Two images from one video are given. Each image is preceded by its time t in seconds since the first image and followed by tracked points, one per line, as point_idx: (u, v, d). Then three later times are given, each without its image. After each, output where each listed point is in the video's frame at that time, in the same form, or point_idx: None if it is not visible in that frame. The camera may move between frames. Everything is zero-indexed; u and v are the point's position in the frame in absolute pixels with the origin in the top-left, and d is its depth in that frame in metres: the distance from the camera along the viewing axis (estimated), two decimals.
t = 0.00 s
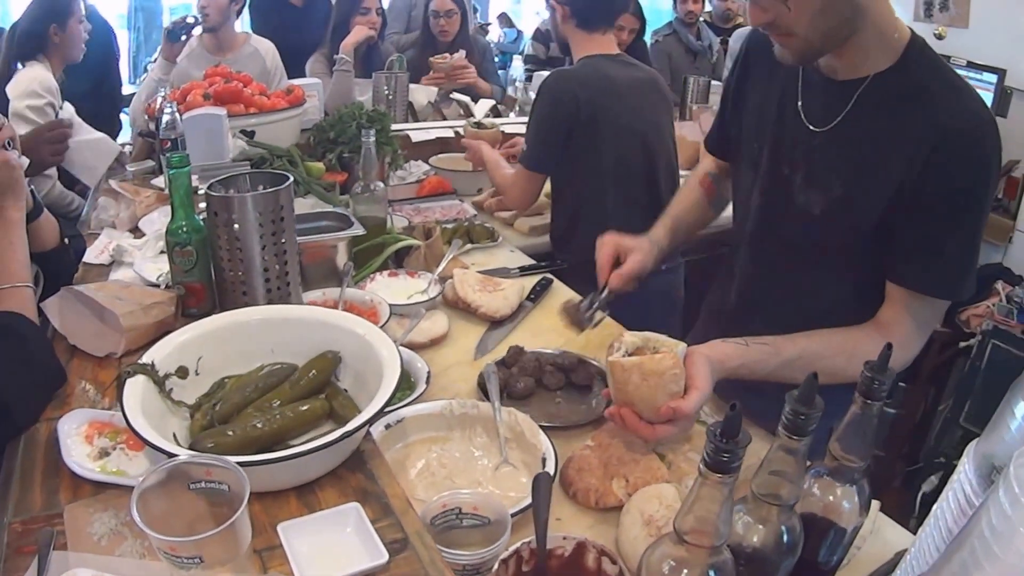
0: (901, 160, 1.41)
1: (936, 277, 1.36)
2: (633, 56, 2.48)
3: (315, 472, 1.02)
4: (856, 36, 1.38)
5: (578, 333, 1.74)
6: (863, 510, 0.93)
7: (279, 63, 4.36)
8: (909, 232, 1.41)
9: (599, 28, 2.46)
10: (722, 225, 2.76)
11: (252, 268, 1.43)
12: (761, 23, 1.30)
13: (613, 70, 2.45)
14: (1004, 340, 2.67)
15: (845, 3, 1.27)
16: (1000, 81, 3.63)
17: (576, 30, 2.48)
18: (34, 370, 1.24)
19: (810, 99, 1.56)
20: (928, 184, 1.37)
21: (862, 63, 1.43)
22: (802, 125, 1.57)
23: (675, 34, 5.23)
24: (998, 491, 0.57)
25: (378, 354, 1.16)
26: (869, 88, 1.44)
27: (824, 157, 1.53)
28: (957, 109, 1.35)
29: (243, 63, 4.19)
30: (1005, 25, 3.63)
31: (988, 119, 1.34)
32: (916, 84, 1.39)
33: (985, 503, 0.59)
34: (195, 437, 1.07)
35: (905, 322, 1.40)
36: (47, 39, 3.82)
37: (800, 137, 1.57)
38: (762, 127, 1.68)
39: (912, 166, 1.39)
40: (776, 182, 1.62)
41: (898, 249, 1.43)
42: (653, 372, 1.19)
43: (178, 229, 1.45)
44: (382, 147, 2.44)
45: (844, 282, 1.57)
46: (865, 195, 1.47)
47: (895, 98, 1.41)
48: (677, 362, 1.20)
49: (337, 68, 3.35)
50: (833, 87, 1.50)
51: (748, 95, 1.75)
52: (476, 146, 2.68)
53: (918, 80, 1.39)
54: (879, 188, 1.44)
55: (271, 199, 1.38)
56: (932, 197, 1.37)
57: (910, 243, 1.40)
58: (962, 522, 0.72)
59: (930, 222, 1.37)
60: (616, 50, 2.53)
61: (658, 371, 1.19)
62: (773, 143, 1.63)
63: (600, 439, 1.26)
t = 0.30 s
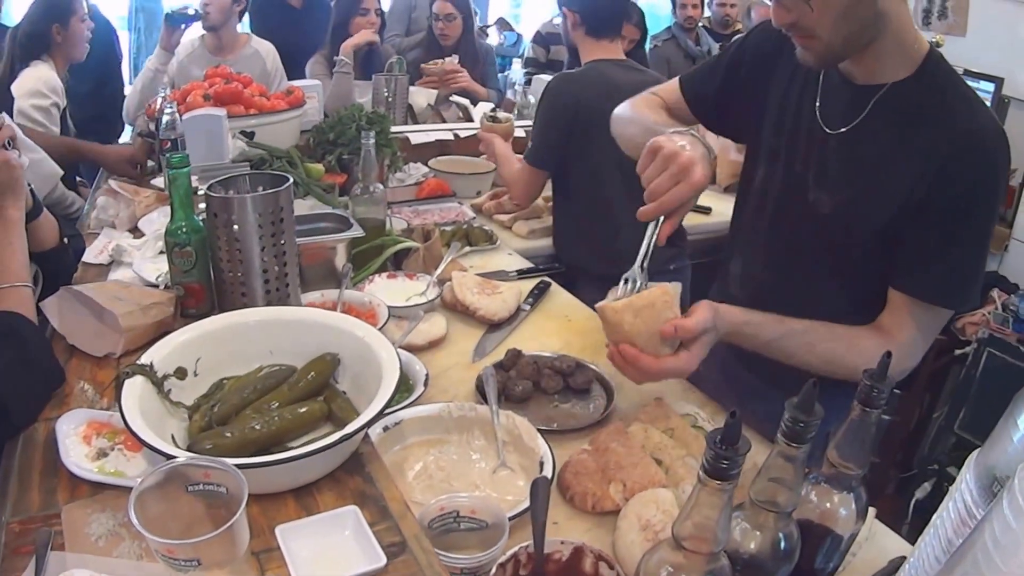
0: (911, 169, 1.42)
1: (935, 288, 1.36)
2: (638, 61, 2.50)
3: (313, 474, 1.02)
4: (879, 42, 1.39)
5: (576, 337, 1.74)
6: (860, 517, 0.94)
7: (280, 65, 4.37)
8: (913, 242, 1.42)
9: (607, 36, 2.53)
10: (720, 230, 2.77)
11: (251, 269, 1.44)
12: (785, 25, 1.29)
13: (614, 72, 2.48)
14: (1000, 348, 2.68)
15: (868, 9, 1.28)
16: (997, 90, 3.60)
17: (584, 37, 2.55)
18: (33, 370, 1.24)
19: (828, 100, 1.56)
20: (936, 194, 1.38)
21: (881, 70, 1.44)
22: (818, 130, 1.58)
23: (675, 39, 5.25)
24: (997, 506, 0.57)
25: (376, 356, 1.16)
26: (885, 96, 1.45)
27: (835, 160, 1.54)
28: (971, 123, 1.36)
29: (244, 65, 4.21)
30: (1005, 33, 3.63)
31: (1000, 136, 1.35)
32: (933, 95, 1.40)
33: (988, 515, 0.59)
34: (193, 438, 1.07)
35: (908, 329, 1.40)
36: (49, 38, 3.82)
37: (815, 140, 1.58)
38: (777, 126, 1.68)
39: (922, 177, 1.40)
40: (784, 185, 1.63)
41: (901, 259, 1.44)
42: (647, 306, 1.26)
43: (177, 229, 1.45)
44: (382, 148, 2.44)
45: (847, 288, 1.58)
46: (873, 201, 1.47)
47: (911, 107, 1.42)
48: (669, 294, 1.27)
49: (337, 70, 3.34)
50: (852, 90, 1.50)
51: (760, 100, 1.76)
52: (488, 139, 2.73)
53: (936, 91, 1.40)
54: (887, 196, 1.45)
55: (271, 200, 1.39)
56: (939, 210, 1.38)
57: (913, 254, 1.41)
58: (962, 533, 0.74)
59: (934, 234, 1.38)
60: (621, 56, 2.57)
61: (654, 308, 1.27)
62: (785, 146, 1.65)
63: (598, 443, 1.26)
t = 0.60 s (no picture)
0: (909, 182, 1.40)
1: (926, 305, 1.33)
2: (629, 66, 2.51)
3: (311, 477, 1.02)
4: (876, 52, 1.37)
5: (574, 341, 1.74)
6: (857, 523, 0.95)
7: (281, 66, 4.37)
8: (909, 257, 1.39)
9: (599, 41, 2.53)
10: (720, 235, 2.78)
11: (251, 270, 1.44)
12: (780, 29, 1.29)
13: (600, 75, 2.49)
14: (997, 355, 2.69)
15: (866, 13, 1.26)
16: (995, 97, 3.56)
17: (577, 44, 2.55)
18: (33, 369, 1.24)
19: (828, 109, 1.56)
20: (930, 205, 1.37)
21: (880, 81, 1.43)
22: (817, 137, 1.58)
23: (674, 44, 5.28)
24: (997, 517, 0.57)
25: (376, 360, 1.16)
26: (885, 107, 1.44)
27: (835, 167, 1.54)
28: (969, 137, 1.33)
29: (246, 66, 4.22)
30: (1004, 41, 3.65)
31: (999, 151, 1.31)
32: (934, 105, 1.38)
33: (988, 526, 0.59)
34: (192, 440, 1.07)
35: (904, 349, 1.37)
36: (52, 38, 3.81)
37: (816, 149, 1.58)
38: (782, 131, 1.68)
39: (919, 190, 1.38)
40: (785, 191, 1.63)
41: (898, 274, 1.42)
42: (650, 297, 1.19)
43: (178, 229, 1.45)
44: (382, 150, 2.45)
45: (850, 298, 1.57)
46: (874, 211, 1.47)
47: (911, 119, 1.41)
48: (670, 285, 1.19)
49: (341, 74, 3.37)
50: (852, 98, 1.50)
51: (766, 105, 1.76)
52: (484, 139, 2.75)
53: (936, 104, 1.38)
54: (886, 208, 1.44)
55: (272, 201, 1.38)
56: (935, 224, 1.35)
57: (911, 266, 1.38)
58: (962, 543, 0.74)
59: (929, 249, 1.35)
60: (612, 60, 2.58)
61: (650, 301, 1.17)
62: (786, 154, 1.65)
63: (596, 447, 1.26)
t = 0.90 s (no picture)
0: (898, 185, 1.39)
1: (923, 307, 1.32)
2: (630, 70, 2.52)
3: (310, 479, 1.02)
4: (856, 54, 1.39)
5: (574, 345, 1.74)
6: (856, 530, 0.95)
7: (282, 67, 4.38)
8: (902, 260, 1.38)
9: (600, 46, 2.53)
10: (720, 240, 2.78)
11: (252, 271, 1.44)
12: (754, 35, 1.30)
13: (602, 79, 2.51)
14: (995, 361, 2.69)
15: (835, 18, 1.26)
16: (995, 104, 3.64)
17: (579, 49, 2.56)
18: (33, 368, 1.24)
19: (815, 117, 1.57)
20: (919, 209, 1.35)
21: (866, 81, 1.43)
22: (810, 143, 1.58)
23: (676, 48, 5.26)
24: (995, 528, 0.57)
25: (375, 363, 1.16)
26: (872, 109, 1.44)
27: (825, 172, 1.53)
28: (956, 135, 1.33)
29: (248, 67, 4.22)
30: (1004, 49, 3.66)
31: (988, 148, 1.31)
32: (920, 107, 1.38)
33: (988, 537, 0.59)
34: (191, 441, 1.07)
35: (901, 352, 1.37)
36: (53, 37, 3.81)
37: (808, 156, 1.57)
38: (774, 135, 1.68)
39: (908, 192, 1.37)
40: (785, 196, 1.63)
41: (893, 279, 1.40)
42: (651, 328, 1.20)
43: (179, 230, 1.45)
44: (383, 152, 2.45)
45: (841, 305, 1.55)
46: (862, 217, 1.46)
47: (898, 120, 1.40)
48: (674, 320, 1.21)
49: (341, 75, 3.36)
50: (839, 102, 1.51)
51: (759, 111, 1.76)
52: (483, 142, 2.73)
53: (922, 103, 1.37)
54: (876, 212, 1.43)
55: (273, 202, 1.38)
56: (926, 225, 1.34)
57: (901, 271, 1.37)
58: (962, 551, 0.75)
59: (922, 250, 1.34)
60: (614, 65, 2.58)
61: (651, 327, 1.20)
62: (778, 160, 1.65)
63: (596, 452, 1.27)
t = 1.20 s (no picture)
0: (897, 187, 1.39)
1: (928, 308, 1.33)
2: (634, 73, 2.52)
3: (311, 481, 1.02)
4: (855, 55, 1.39)
5: (575, 348, 1.73)
6: (856, 534, 0.95)
7: (284, 67, 4.39)
8: (904, 261, 1.38)
9: (606, 49, 2.54)
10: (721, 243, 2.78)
11: (254, 271, 1.44)
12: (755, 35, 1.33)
13: (607, 83, 2.50)
14: (996, 366, 2.68)
15: (838, 19, 1.29)
16: (997, 110, 3.65)
17: (584, 52, 2.57)
18: (33, 368, 1.24)
19: (813, 119, 1.57)
20: (921, 210, 1.36)
21: (864, 82, 1.44)
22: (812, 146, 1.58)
23: (678, 51, 5.26)
24: (997, 535, 0.57)
25: (377, 364, 1.16)
26: (869, 110, 1.44)
27: (824, 174, 1.53)
28: (954, 136, 1.33)
29: (251, 68, 4.23)
30: (1006, 54, 3.66)
31: (986, 149, 1.31)
32: (918, 110, 1.38)
33: (989, 544, 0.60)
34: (192, 442, 1.07)
35: (911, 353, 1.37)
36: (57, 35, 3.83)
37: (807, 158, 1.57)
38: (772, 139, 1.68)
39: (908, 193, 1.38)
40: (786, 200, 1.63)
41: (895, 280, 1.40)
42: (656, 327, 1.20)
43: (181, 230, 1.45)
44: (386, 153, 2.45)
45: (842, 309, 1.55)
46: (863, 220, 1.46)
47: (896, 121, 1.41)
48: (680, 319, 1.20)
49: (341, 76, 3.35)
50: (836, 104, 1.51)
51: (760, 115, 1.76)
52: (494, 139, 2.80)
53: (920, 105, 1.38)
54: (876, 214, 1.43)
55: (275, 203, 1.38)
56: (927, 226, 1.34)
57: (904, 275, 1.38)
58: (962, 558, 0.75)
59: (924, 251, 1.34)
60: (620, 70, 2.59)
61: (659, 327, 1.20)
62: (774, 164, 1.65)
63: (596, 455, 1.27)
